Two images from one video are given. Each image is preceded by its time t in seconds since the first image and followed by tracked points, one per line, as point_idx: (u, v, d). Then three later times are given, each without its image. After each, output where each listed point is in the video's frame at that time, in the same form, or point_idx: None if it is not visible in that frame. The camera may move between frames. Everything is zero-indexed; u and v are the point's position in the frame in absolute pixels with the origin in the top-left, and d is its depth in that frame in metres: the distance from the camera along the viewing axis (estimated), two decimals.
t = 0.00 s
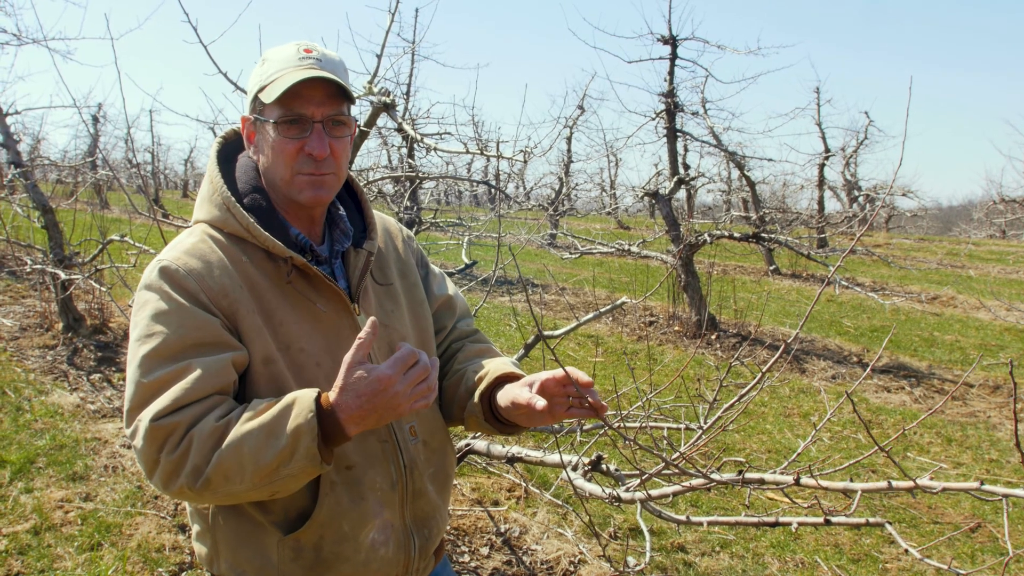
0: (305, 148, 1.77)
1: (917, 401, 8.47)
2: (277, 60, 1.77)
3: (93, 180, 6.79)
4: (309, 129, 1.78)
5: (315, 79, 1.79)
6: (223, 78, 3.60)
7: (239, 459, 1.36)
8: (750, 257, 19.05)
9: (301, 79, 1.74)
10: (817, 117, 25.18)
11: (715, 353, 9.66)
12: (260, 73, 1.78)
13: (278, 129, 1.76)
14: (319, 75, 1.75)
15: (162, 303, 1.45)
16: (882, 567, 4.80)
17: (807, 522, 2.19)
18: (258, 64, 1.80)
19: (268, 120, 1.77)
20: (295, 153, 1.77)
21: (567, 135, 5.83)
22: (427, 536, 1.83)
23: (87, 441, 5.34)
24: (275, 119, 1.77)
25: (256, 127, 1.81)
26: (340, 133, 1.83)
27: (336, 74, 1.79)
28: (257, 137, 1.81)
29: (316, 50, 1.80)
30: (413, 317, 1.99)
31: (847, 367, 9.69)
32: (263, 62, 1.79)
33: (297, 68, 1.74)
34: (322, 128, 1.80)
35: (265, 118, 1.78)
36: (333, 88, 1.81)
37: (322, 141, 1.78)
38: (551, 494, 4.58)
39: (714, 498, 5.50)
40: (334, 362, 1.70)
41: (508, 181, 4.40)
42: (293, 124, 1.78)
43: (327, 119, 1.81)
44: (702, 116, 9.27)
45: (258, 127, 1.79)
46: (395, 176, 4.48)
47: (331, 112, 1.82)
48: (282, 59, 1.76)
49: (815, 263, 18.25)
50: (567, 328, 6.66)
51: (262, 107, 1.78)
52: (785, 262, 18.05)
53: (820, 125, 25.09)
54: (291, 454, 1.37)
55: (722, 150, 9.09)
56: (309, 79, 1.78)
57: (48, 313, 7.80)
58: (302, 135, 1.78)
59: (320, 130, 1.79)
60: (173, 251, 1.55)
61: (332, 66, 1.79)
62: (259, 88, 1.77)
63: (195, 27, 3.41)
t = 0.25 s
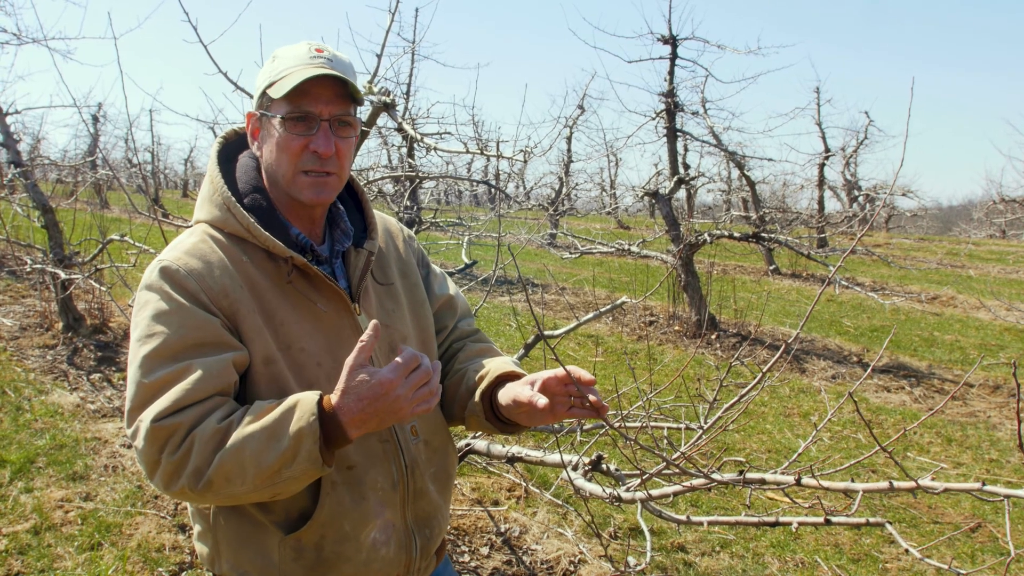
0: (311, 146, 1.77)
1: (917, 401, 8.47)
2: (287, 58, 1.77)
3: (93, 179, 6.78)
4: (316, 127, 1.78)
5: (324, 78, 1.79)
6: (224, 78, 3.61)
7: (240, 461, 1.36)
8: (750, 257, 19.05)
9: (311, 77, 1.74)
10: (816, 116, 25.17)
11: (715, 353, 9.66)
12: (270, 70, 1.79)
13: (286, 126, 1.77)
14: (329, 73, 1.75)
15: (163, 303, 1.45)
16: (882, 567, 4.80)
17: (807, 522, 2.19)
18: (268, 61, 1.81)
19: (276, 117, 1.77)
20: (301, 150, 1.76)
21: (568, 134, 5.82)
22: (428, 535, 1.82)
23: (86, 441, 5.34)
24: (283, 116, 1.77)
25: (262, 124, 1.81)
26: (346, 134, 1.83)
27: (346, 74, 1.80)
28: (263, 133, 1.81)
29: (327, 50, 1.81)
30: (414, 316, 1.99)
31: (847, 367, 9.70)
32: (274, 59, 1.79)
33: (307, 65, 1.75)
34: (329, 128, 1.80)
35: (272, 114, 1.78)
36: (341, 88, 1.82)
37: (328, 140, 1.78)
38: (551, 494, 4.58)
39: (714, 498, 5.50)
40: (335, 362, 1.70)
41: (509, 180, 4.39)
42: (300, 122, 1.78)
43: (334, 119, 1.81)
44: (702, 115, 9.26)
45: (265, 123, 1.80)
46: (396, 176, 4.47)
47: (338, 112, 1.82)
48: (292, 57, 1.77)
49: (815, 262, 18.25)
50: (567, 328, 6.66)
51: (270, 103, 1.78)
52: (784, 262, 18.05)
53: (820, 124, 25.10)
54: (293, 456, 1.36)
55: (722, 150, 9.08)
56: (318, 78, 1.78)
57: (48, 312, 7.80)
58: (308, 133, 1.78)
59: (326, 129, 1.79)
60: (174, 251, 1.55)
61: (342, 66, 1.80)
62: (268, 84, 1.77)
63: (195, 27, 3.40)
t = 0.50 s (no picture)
0: (319, 144, 1.77)
1: (918, 400, 8.47)
2: (302, 56, 1.78)
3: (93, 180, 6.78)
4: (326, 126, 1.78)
5: (337, 78, 1.80)
6: (224, 78, 3.61)
7: (241, 462, 1.36)
8: (751, 257, 19.05)
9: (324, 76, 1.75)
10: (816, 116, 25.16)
11: (715, 353, 9.66)
12: (283, 67, 1.80)
13: (296, 123, 1.77)
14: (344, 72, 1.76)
15: (163, 303, 1.45)
16: (882, 567, 4.80)
17: (807, 523, 2.19)
18: (282, 59, 1.82)
19: (286, 112, 1.77)
20: (307, 147, 1.76)
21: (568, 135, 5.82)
22: (428, 536, 1.83)
23: (87, 442, 5.34)
24: (294, 112, 1.77)
25: (272, 120, 1.81)
26: (354, 135, 1.83)
27: (360, 75, 1.81)
28: (271, 129, 1.81)
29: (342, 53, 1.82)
30: (414, 317, 1.99)
31: (847, 367, 9.70)
32: (289, 57, 1.80)
33: (322, 64, 1.76)
34: (338, 127, 1.80)
35: (282, 110, 1.78)
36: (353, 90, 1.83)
37: (336, 139, 1.78)
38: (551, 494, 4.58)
39: (714, 498, 5.51)
40: (335, 363, 1.71)
41: (508, 181, 4.39)
42: (309, 120, 1.78)
43: (345, 119, 1.82)
44: (702, 116, 9.26)
45: (274, 119, 1.80)
46: (396, 176, 4.47)
47: (348, 113, 1.83)
48: (304, 55, 1.78)
49: (816, 262, 18.25)
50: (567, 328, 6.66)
51: (281, 98, 1.78)
52: (785, 262, 18.05)
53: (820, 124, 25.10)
54: (294, 459, 1.37)
55: (722, 150, 9.08)
56: (331, 77, 1.79)
57: (48, 313, 7.80)
58: (317, 131, 1.78)
59: (335, 128, 1.80)
60: (174, 251, 1.55)
61: (356, 68, 1.81)
62: (280, 80, 1.77)
63: (195, 27, 3.41)
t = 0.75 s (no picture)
0: (321, 146, 1.77)
1: (916, 401, 8.48)
2: (309, 58, 1.79)
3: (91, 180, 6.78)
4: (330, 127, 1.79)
5: (343, 81, 1.81)
6: (223, 79, 3.61)
7: (240, 464, 1.36)
8: (749, 258, 19.08)
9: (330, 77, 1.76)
10: (815, 117, 25.20)
11: (713, 353, 9.67)
12: (290, 67, 1.80)
13: (299, 123, 1.77)
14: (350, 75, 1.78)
15: (162, 305, 1.45)
16: (881, 567, 4.80)
17: (806, 523, 2.19)
18: (289, 60, 1.83)
19: (290, 112, 1.78)
20: (309, 148, 1.77)
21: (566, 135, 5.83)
22: (427, 538, 1.83)
23: (85, 443, 5.34)
24: (298, 112, 1.77)
25: (275, 119, 1.81)
26: (357, 139, 1.84)
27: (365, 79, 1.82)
28: (274, 128, 1.81)
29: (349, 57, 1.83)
30: (413, 318, 1.99)
31: (845, 367, 9.71)
32: (295, 58, 1.81)
33: (329, 66, 1.76)
34: (342, 130, 1.81)
35: (286, 110, 1.78)
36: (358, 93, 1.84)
37: (339, 142, 1.79)
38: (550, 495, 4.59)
39: (713, 498, 5.51)
40: (334, 365, 1.71)
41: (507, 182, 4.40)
42: (313, 121, 1.78)
43: (348, 122, 1.82)
44: (701, 116, 9.28)
45: (277, 119, 1.80)
46: (394, 177, 4.48)
47: (352, 116, 1.84)
48: (312, 57, 1.80)
49: (814, 263, 18.27)
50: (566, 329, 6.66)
51: (286, 98, 1.78)
52: (783, 263, 18.07)
53: (819, 125, 25.15)
54: (292, 461, 1.37)
55: (721, 151, 9.10)
56: (336, 80, 1.80)
57: (47, 314, 7.80)
58: (321, 132, 1.78)
59: (339, 130, 1.80)
60: (173, 253, 1.55)
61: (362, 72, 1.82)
62: (286, 80, 1.78)
63: (194, 29, 3.41)
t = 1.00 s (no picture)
0: (326, 146, 1.77)
1: (917, 402, 8.49)
2: (316, 58, 1.80)
3: (92, 181, 6.78)
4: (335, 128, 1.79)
5: (349, 82, 1.82)
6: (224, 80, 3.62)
7: (239, 464, 1.36)
8: (750, 259, 19.09)
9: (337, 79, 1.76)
10: (815, 119, 25.22)
11: (714, 354, 9.67)
12: (296, 67, 1.81)
13: (304, 123, 1.77)
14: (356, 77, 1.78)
15: (163, 305, 1.45)
16: (882, 568, 4.80)
17: (806, 524, 2.19)
18: (295, 60, 1.83)
19: (296, 111, 1.78)
20: (314, 149, 1.77)
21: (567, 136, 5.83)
22: (428, 539, 1.83)
23: (86, 443, 5.34)
24: (303, 112, 1.78)
25: (279, 118, 1.81)
26: (361, 140, 1.84)
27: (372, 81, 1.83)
28: (279, 126, 1.81)
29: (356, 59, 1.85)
30: (415, 319, 1.99)
31: (846, 368, 9.72)
32: (301, 59, 1.82)
33: (336, 68, 1.77)
34: (347, 131, 1.81)
35: (291, 109, 1.78)
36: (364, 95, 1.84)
37: (344, 142, 1.79)
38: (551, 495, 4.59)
39: (714, 499, 5.51)
40: (334, 365, 1.71)
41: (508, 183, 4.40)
42: (318, 120, 1.79)
43: (353, 123, 1.82)
44: (701, 117, 9.29)
45: (282, 118, 1.80)
46: (395, 178, 4.48)
47: (357, 118, 1.84)
48: (319, 58, 1.80)
49: (815, 264, 18.27)
50: (566, 330, 6.66)
51: (291, 97, 1.78)
52: (784, 264, 18.07)
53: (819, 126, 25.16)
54: (291, 462, 1.37)
55: (721, 152, 9.10)
56: (342, 81, 1.81)
57: (47, 315, 7.80)
58: (325, 132, 1.78)
59: (343, 131, 1.80)
60: (175, 253, 1.55)
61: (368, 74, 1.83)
62: (292, 80, 1.78)
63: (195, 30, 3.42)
